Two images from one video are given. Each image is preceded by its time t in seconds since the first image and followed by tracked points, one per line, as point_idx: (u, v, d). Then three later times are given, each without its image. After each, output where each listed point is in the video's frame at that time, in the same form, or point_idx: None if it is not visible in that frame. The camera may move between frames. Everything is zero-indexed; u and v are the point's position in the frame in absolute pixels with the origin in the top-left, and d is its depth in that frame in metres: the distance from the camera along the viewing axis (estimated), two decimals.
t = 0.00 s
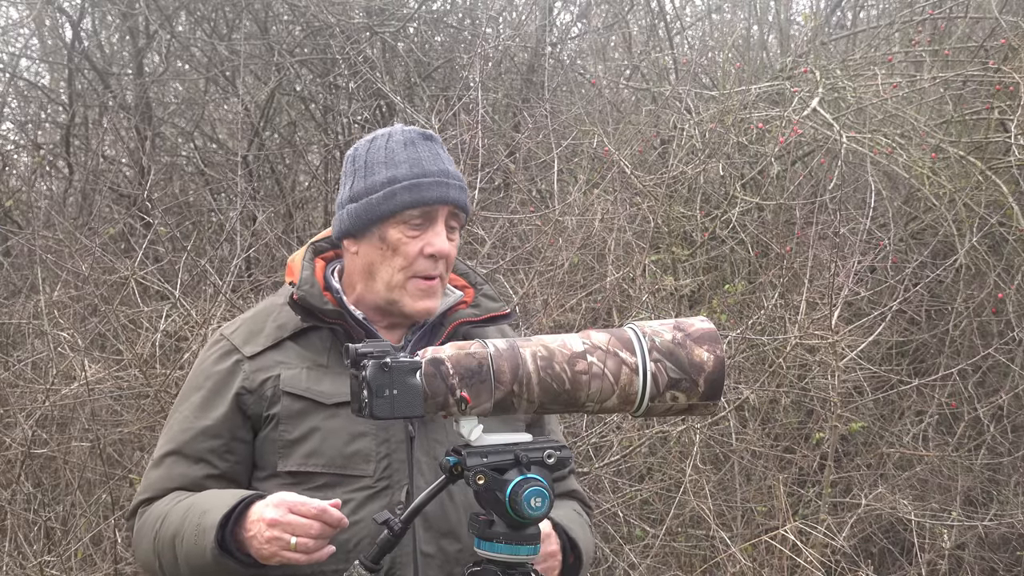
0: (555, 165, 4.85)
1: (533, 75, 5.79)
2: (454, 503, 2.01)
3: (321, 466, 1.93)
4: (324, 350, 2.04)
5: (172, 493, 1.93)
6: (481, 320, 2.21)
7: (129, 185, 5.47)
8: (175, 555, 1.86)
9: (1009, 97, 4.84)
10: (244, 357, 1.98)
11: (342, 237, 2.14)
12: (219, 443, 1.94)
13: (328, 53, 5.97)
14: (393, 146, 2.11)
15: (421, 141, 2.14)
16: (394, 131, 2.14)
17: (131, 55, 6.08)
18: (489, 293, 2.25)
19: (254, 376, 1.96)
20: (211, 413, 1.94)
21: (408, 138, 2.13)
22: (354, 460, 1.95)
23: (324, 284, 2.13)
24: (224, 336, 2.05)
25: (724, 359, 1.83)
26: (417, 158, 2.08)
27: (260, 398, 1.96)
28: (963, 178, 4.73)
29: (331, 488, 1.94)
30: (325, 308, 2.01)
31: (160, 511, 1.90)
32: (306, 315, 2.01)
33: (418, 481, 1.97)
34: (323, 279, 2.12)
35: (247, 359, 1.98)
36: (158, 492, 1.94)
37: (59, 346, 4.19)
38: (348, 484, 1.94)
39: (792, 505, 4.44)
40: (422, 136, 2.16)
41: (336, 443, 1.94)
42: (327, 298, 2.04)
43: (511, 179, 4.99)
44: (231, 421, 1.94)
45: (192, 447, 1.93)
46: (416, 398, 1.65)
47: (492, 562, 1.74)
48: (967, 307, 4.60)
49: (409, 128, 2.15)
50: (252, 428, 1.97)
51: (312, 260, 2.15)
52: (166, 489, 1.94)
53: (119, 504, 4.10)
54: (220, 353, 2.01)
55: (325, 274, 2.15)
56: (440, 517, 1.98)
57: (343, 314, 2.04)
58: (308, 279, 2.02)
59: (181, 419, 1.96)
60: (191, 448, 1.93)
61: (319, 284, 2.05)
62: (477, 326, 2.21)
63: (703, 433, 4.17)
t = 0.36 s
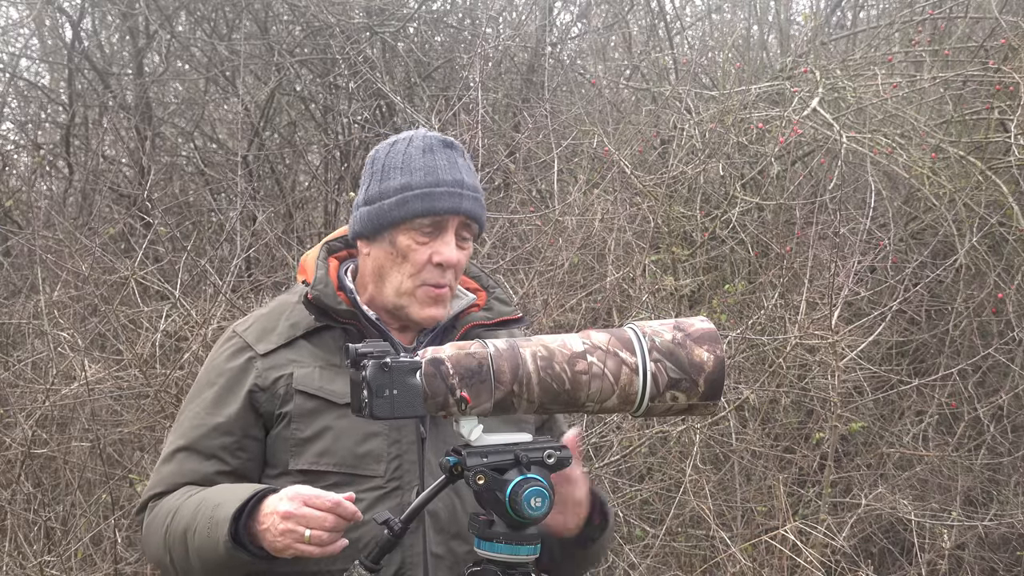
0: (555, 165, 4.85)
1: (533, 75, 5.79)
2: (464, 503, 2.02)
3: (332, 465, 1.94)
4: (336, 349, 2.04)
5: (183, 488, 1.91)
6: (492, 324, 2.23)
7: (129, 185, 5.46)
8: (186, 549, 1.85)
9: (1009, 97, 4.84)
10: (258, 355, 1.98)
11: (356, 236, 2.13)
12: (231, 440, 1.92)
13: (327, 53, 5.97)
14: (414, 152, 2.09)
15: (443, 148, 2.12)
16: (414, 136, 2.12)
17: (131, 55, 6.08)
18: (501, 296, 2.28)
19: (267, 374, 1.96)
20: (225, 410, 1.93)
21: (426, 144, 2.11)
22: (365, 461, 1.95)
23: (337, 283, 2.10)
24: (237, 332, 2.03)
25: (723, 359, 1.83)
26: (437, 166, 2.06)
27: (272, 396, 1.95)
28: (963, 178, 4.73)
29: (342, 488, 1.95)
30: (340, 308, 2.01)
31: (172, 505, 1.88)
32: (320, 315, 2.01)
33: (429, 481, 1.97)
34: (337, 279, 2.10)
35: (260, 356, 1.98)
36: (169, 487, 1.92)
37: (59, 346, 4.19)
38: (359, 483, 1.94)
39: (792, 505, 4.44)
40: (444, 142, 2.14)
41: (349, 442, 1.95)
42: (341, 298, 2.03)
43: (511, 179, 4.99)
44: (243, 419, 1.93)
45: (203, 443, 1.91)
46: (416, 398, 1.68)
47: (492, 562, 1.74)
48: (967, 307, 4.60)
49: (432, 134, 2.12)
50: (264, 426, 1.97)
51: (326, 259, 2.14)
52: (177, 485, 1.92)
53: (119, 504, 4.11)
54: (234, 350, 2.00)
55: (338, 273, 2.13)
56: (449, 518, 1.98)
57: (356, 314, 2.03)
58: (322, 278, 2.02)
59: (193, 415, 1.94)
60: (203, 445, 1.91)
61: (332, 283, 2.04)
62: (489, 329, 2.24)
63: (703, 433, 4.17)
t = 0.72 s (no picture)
0: (555, 165, 4.84)
1: (533, 75, 5.79)
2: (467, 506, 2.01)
3: (336, 466, 1.93)
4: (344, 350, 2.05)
5: (192, 486, 1.92)
6: (503, 323, 2.21)
7: (129, 185, 5.46)
8: (190, 547, 1.85)
9: (1009, 97, 4.85)
10: (266, 355, 1.98)
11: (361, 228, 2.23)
12: (238, 440, 1.93)
13: (328, 53, 5.98)
14: (404, 138, 2.19)
15: (434, 134, 2.20)
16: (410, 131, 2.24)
17: (131, 55, 6.08)
18: (514, 296, 2.27)
19: (274, 375, 1.96)
20: (232, 410, 1.93)
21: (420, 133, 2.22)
22: (369, 462, 1.95)
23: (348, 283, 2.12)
24: (248, 332, 2.05)
25: (723, 359, 1.83)
26: (420, 146, 2.14)
27: (279, 396, 1.96)
28: (963, 178, 4.73)
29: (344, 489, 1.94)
30: (347, 308, 2.02)
31: (180, 502, 1.89)
32: (327, 315, 2.02)
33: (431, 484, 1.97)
34: (347, 279, 2.12)
35: (269, 357, 1.98)
36: (179, 485, 1.93)
37: (59, 346, 4.19)
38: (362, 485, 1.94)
39: (792, 505, 4.44)
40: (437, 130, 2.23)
41: (353, 443, 1.95)
42: (348, 298, 2.04)
43: (511, 179, 4.99)
44: (251, 418, 1.94)
45: (212, 443, 1.92)
46: (416, 398, 1.65)
47: (492, 562, 1.74)
48: (967, 307, 4.60)
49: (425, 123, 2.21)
50: (272, 426, 1.97)
51: (337, 256, 2.17)
52: (187, 483, 1.93)
53: (119, 504, 4.12)
54: (244, 350, 2.00)
55: (348, 274, 2.14)
56: (451, 521, 1.98)
57: (363, 315, 2.05)
58: (330, 278, 2.03)
59: (203, 414, 1.95)
60: (212, 444, 1.92)
61: (341, 284, 2.05)
62: (500, 329, 2.21)
63: (703, 433, 4.16)
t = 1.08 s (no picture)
0: (555, 165, 4.84)
1: (533, 75, 5.79)
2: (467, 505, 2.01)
3: (338, 466, 1.93)
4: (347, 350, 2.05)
5: (196, 484, 1.93)
6: (510, 324, 2.19)
7: (129, 185, 5.46)
8: (192, 546, 1.86)
9: (1009, 97, 4.85)
10: (271, 355, 1.99)
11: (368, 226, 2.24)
12: (243, 439, 1.94)
13: (328, 53, 5.98)
14: (411, 137, 2.18)
15: (441, 133, 2.18)
16: (419, 128, 2.22)
17: (131, 55, 6.08)
18: (522, 297, 2.25)
19: (279, 374, 1.97)
20: (238, 409, 1.94)
21: (428, 131, 2.20)
22: (370, 462, 1.95)
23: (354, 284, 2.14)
24: (256, 332, 2.06)
25: (723, 359, 1.83)
26: (427, 146, 2.12)
27: (283, 396, 1.96)
28: (963, 178, 4.73)
29: (345, 489, 1.94)
30: (351, 309, 2.03)
31: (183, 501, 1.90)
32: (332, 316, 2.03)
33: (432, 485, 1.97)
34: (353, 280, 2.12)
35: (274, 356, 1.99)
36: (185, 484, 1.94)
37: (59, 346, 4.19)
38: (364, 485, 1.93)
39: (791, 505, 4.44)
40: (445, 129, 2.20)
41: (354, 444, 1.95)
42: (354, 299, 2.05)
43: (511, 179, 4.99)
44: (255, 417, 1.94)
45: (218, 442, 1.93)
46: (416, 398, 1.65)
47: (492, 562, 1.74)
48: (967, 307, 4.60)
49: (432, 122, 2.19)
50: (276, 425, 1.98)
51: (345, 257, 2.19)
52: (192, 482, 1.94)
53: (119, 504, 4.12)
54: (250, 350, 2.01)
55: (355, 275, 2.16)
56: (451, 522, 1.98)
57: (367, 315, 2.05)
58: (335, 279, 2.05)
59: (210, 413, 1.96)
60: (218, 442, 1.93)
61: (346, 285, 2.07)
62: (506, 331, 2.19)
63: (703, 433, 4.16)
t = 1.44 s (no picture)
0: (555, 166, 4.84)
1: (533, 75, 5.79)
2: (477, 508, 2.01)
3: (350, 468, 1.94)
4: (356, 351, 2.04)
5: (208, 483, 1.92)
6: (523, 328, 2.23)
7: (129, 185, 5.46)
8: (203, 545, 1.86)
9: (1009, 97, 4.85)
10: (285, 354, 1.99)
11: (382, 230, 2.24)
12: (256, 439, 1.94)
13: (328, 53, 5.99)
14: (425, 146, 2.16)
15: (455, 143, 2.16)
16: (433, 135, 2.20)
17: (131, 55, 6.08)
18: (535, 302, 2.29)
19: (292, 374, 1.97)
20: (252, 409, 1.94)
21: (441, 140, 2.17)
22: (382, 464, 1.95)
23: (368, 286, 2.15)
24: (269, 331, 2.05)
25: (724, 359, 1.83)
26: (437, 159, 2.11)
27: (296, 396, 1.96)
28: (963, 178, 4.73)
29: (358, 491, 1.95)
30: (365, 310, 2.02)
31: (196, 500, 1.90)
32: (345, 317, 2.03)
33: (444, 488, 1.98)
34: (366, 280, 2.14)
35: (288, 356, 1.98)
36: (198, 482, 1.94)
37: (60, 346, 4.19)
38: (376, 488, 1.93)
39: (792, 505, 4.44)
40: (460, 139, 2.17)
41: (367, 445, 1.95)
42: (367, 300, 2.05)
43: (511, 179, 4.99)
44: (267, 418, 1.95)
45: (230, 441, 1.93)
46: (416, 398, 1.65)
47: (492, 562, 1.74)
48: (967, 307, 4.59)
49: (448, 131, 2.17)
50: (289, 425, 1.98)
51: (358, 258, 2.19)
52: (205, 480, 1.94)
53: (119, 504, 4.11)
54: (263, 350, 2.01)
55: (368, 276, 2.17)
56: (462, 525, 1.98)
57: (380, 316, 2.04)
58: (350, 280, 2.05)
59: (223, 411, 1.96)
60: (230, 441, 1.93)
61: (360, 286, 2.07)
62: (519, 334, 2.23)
63: (703, 433, 4.16)
